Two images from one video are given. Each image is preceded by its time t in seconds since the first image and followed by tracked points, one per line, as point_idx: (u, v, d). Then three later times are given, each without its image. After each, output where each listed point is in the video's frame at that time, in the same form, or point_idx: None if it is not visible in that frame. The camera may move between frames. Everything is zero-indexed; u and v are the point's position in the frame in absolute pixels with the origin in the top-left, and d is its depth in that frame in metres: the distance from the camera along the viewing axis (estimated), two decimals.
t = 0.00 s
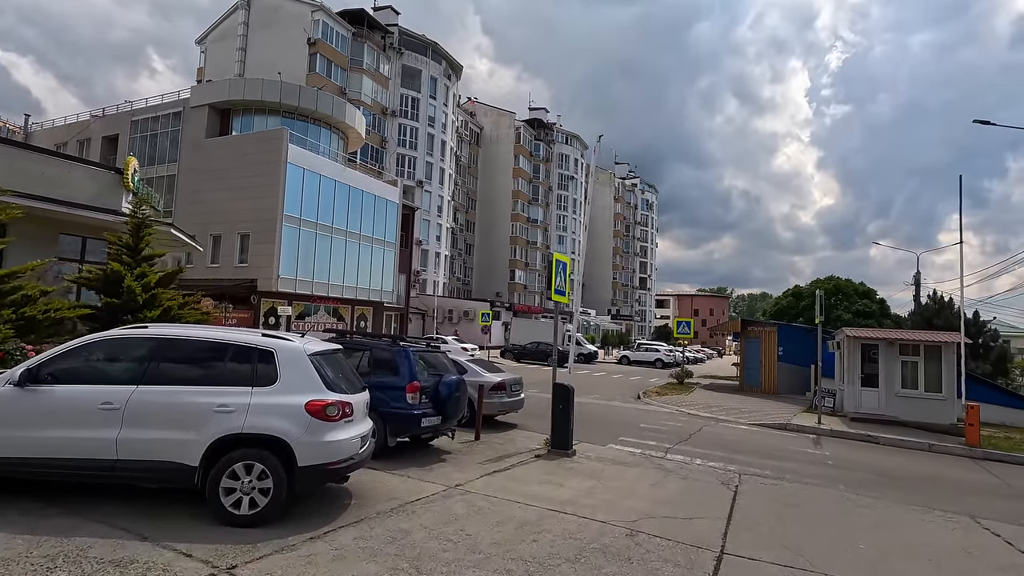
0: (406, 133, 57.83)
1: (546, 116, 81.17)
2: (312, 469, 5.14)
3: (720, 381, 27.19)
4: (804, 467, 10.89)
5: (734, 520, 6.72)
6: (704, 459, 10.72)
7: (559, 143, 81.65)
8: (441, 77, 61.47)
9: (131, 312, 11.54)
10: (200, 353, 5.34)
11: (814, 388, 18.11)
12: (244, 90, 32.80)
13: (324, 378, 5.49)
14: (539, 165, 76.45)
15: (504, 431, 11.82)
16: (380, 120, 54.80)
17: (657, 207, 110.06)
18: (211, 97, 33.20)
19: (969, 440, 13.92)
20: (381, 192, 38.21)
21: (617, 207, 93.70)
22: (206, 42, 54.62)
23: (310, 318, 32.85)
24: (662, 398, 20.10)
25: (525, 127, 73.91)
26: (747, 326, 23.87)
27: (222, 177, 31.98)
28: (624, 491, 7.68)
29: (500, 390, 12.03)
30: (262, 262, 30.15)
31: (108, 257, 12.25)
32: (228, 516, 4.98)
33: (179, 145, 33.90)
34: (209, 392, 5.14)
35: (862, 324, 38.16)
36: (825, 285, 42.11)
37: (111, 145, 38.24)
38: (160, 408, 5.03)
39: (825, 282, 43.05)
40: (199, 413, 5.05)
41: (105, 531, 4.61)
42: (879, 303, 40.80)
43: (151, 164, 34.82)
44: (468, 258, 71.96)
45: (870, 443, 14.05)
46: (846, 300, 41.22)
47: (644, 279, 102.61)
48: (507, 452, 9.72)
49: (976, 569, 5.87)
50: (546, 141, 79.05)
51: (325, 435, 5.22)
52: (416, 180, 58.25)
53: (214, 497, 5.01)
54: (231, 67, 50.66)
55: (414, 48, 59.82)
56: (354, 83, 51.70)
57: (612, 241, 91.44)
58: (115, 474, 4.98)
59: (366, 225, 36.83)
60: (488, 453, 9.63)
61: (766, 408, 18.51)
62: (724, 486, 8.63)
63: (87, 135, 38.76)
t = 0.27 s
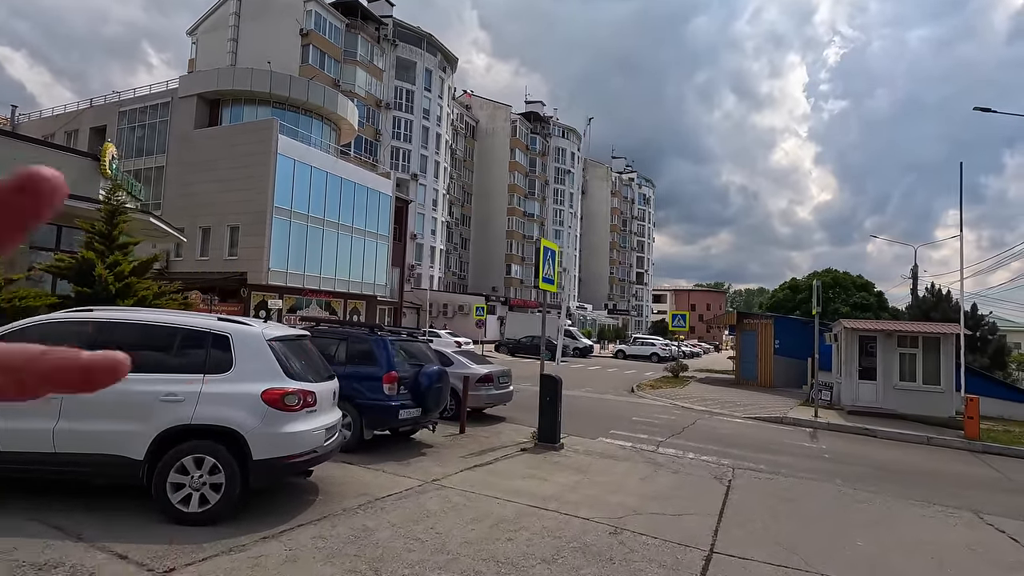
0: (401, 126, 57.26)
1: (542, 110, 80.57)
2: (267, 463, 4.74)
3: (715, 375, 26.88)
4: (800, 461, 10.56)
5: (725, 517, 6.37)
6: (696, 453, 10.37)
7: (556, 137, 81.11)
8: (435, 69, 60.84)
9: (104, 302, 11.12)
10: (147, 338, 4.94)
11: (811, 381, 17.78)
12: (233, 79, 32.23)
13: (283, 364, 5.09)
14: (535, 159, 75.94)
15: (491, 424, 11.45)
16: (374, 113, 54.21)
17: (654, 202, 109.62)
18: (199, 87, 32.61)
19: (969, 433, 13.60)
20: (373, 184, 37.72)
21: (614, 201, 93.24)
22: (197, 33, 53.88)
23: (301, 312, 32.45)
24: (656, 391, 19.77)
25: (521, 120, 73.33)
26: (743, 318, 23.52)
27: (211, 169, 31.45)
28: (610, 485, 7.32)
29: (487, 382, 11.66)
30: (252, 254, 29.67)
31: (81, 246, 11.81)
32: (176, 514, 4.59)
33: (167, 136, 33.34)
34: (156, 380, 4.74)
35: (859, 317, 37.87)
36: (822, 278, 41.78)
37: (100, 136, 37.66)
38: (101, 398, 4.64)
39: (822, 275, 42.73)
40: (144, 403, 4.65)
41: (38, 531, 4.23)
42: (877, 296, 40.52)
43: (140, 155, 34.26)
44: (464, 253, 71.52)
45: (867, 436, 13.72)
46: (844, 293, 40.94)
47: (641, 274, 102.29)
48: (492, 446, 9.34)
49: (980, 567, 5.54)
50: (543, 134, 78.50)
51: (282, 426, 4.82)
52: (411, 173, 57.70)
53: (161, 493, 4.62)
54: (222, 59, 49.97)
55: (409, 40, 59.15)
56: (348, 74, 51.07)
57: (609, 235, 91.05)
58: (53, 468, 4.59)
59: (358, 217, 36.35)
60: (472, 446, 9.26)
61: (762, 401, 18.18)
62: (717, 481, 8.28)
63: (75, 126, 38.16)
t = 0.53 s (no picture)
0: (401, 123, 56.86)
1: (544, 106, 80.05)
2: (222, 473, 4.35)
3: (717, 374, 26.42)
4: (804, 464, 10.12)
5: (724, 528, 5.96)
6: (695, 456, 9.96)
7: (558, 134, 80.57)
8: (436, 65, 60.38)
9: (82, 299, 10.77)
10: (94, 337, 4.55)
11: (815, 380, 17.34)
12: (229, 74, 31.81)
13: (244, 366, 4.70)
14: (537, 156, 75.44)
15: (482, 426, 11.06)
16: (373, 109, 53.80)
17: (656, 199, 108.99)
18: (195, 82, 32.22)
19: (978, 434, 13.16)
20: (372, 181, 37.35)
21: (616, 199, 92.69)
22: (196, 29, 53.49)
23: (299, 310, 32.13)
24: (656, 390, 19.34)
25: (522, 117, 72.84)
26: (745, 316, 23.06)
27: (207, 165, 31.10)
28: (603, 493, 6.92)
29: (479, 381, 11.26)
30: (247, 251, 29.33)
31: (60, 240, 11.43)
32: (119, 528, 4.19)
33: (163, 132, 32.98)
34: (101, 383, 4.36)
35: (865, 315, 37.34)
36: (827, 275, 41.25)
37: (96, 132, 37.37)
38: (40, 402, 4.26)
39: (827, 272, 42.18)
40: (87, 407, 4.28)
41: None
42: (882, 293, 39.96)
43: (136, 151, 33.95)
44: (465, 250, 71.11)
45: (873, 438, 13.30)
46: (849, 290, 40.40)
47: (644, 271, 101.74)
48: (481, 449, 8.95)
49: None
50: (544, 131, 77.99)
51: (239, 432, 4.44)
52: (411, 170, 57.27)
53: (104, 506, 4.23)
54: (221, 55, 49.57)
55: (409, 35, 58.67)
56: (347, 70, 50.65)
57: (611, 232, 90.54)
58: None
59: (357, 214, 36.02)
60: (460, 449, 8.86)
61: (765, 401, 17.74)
62: (716, 487, 7.88)
63: (71, 122, 37.83)
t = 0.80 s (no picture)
0: (404, 119, 56.45)
1: (549, 103, 79.41)
2: (172, 478, 3.94)
3: (724, 372, 25.85)
4: (815, 466, 9.61)
5: (732, 538, 5.48)
6: (701, 457, 9.48)
7: (563, 130, 79.92)
8: (439, 61, 59.87)
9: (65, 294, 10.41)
10: (35, 326, 4.14)
11: (826, 379, 16.78)
12: (229, 69, 31.45)
13: (201, 360, 4.28)
14: (542, 152, 74.88)
15: (478, 425, 10.62)
16: (377, 105, 53.41)
17: (663, 196, 108.05)
18: (195, 76, 31.90)
19: (998, 435, 12.58)
20: (374, 176, 36.96)
21: (622, 196, 91.96)
22: (199, 25, 53.25)
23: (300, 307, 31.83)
24: (661, 388, 18.83)
25: (527, 113, 72.27)
26: (753, 312, 22.47)
27: (207, 160, 30.80)
28: (601, 497, 6.47)
29: (475, 379, 10.82)
30: (247, 248, 29.03)
31: (43, 232, 11.06)
32: (56, 540, 3.78)
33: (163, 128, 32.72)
34: (39, 379, 3.94)
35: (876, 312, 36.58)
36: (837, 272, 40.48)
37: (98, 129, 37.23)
38: None
39: (837, 268, 41.39)
40: (22, 406, 3.86)
41: None
42: (894, 290, 39.18)
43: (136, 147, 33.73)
44: (470, 247, 70.68)
45: (888, 438, 12.75)
46: (859, 287, 39.66)
47: (650, 269, 100.94)
48: (474, 449, 8.51)
49: None
50: (549, 127, 77.37)
51: (191, 434, 4.03)
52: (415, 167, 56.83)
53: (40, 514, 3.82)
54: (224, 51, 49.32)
55: (412, 31, 58.20)
56: (350, 66, 50.27)
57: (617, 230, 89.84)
58: None
59: (358, 210, 35.65)
60: (452, 450, 8.43)
61: (774, 399, 17.20)
62: (723, 491, 7.40)
63: (72, 118, 37.65)
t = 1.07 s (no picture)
0: (408, 115, 56.08)
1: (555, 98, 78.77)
2: (118, 494, 3.60)
3: (732, 370, 25.31)
4: (827, 471, 9.16)
5: (739, 555, 5.05)
6: (707, 462, 9.04)
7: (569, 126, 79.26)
8: (444, 56, 59.38)
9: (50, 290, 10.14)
10: None
11: (837, 378, 16.26)
12: (230, 64, 31.16)
13: (156, 363, 3.93)
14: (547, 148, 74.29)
15: (475, 427, 10.23)
16: (380, 101, 53.05)
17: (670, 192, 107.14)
18: (196, 72, 31.65)
19: (1019, 438, 12.05)
20: (377, 172, 36.62)
21: (628, 192, 91.23)
22: (202, 22, 53.06)
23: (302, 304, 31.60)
24: (667, 388, 18.38)
25: (532, 109, 71.71)
26: (761, 309, 21.94)
27: (208, 156, 30.58)
28: (599, 507, 6.06)
29: (472, 379, 10.42)
30: (248, 244, 28.79)
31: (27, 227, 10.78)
32: None
33: (165, 124, 32.53)
34: None
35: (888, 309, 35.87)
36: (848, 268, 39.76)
37: (101, 126, 37.15)
38: None
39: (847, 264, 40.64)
40: None
41: None
42: (906, 286, 38.42)
43: (139, 144, 33.60)
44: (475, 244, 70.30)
45: (902, 441, 12.25)
46: (870, 283, 38.94)
47: (657, 266, 100.17)
48: (468, 453, 8.13)
49: None
50: (555, 123, 76.75)
51: (140, 445, 3.68)
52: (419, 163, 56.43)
53: None
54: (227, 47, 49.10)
55: (416, 26, 57.73)
56: (354, 61, 49.92)
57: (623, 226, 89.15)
58: None
59: (361, 206, 35.33)
60: (445, 454, 8.05)
61: (783, 399, 16.70)
62: (730, 500, 6.97)
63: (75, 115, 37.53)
